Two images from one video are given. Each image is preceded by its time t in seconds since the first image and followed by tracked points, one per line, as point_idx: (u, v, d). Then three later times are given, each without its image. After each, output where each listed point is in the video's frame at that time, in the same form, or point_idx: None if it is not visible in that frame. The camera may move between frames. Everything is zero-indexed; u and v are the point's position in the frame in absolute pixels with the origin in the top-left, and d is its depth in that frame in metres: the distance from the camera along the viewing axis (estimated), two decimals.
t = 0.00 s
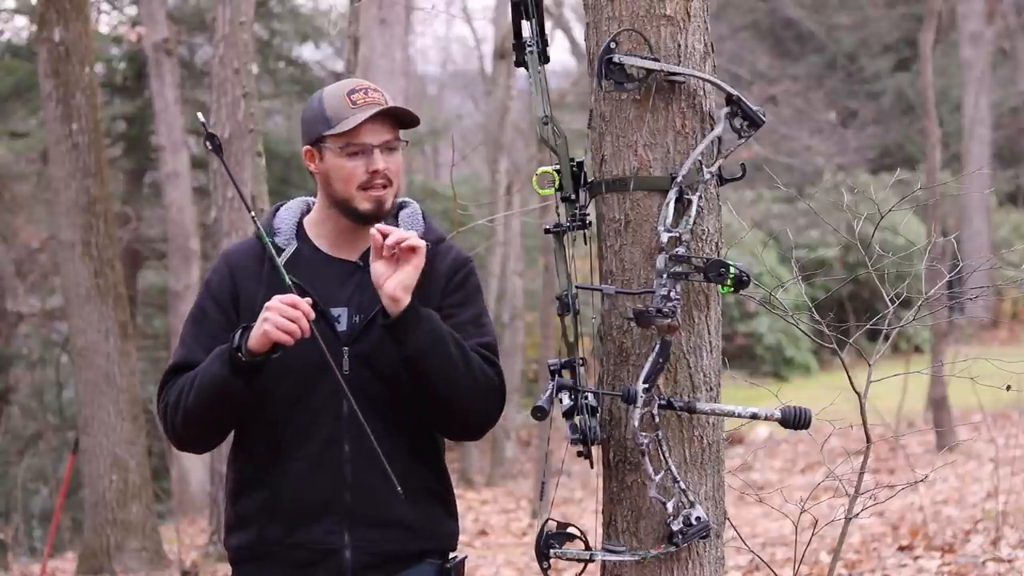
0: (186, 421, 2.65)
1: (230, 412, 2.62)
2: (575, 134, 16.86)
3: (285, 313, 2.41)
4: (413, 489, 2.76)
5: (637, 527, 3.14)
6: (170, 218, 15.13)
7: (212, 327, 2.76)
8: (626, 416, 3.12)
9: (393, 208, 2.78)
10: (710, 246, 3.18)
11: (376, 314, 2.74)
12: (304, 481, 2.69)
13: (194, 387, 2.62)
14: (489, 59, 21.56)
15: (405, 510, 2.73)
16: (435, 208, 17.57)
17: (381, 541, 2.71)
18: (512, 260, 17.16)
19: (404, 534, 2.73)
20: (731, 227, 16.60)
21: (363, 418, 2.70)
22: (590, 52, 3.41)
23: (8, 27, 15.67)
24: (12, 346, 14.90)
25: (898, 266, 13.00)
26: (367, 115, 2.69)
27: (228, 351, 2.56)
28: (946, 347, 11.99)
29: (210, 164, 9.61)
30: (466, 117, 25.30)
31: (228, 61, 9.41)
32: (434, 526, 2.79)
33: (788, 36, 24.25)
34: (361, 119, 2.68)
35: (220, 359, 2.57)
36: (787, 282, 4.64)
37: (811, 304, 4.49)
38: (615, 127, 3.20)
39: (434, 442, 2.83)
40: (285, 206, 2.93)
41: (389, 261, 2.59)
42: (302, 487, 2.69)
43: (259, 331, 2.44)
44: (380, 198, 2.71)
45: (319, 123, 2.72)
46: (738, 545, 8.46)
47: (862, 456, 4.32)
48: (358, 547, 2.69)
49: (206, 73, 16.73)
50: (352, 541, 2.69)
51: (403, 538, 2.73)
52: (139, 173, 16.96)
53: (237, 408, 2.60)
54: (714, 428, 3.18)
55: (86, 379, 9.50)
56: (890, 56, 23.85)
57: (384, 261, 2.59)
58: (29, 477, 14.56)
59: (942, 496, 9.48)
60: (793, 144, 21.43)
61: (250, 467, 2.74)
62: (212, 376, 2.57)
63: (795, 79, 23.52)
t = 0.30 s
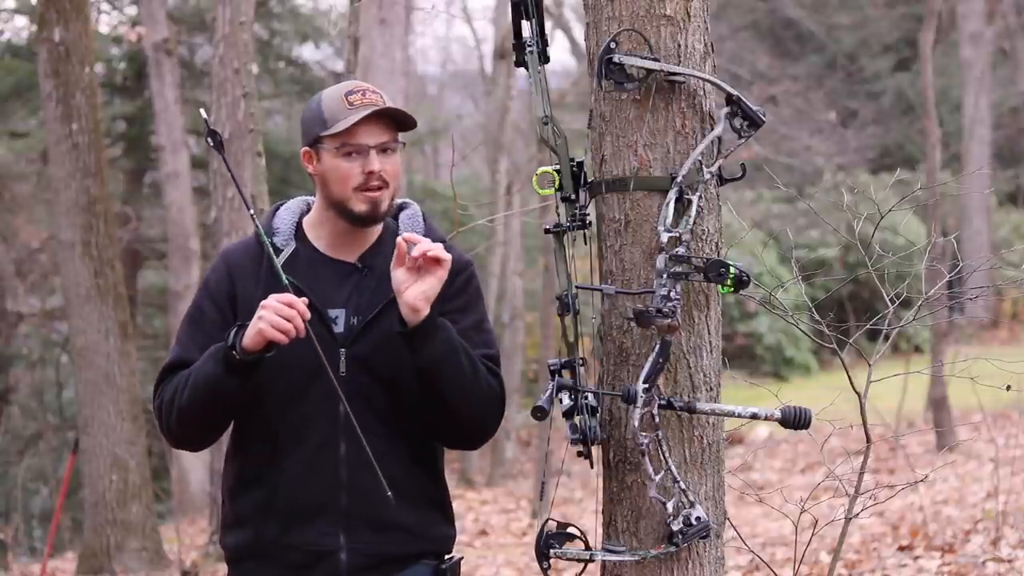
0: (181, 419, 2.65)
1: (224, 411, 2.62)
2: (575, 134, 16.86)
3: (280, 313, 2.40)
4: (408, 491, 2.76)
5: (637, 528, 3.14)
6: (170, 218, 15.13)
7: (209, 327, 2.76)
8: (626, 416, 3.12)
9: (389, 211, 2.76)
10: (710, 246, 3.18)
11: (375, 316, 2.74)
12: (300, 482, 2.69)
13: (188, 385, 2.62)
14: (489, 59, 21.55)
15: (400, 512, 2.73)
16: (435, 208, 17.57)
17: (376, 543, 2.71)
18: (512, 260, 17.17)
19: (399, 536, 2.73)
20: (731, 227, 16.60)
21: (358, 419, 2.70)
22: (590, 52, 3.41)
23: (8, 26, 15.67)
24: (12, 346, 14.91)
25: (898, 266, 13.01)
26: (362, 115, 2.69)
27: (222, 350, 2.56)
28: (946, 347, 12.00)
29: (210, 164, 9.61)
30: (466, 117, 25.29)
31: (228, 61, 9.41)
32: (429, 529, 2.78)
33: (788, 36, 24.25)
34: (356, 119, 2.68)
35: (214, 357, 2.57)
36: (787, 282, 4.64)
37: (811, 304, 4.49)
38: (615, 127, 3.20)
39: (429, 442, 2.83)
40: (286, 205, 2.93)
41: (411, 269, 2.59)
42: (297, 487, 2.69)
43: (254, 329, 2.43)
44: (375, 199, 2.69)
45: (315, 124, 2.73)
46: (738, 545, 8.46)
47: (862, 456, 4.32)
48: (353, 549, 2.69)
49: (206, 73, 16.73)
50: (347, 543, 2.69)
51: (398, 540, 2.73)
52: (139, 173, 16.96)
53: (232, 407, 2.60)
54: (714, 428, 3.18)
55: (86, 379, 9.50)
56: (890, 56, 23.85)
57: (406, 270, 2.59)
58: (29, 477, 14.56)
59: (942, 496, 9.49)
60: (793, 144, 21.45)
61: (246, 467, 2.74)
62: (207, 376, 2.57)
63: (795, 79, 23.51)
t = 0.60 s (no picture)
0: (180, 426, 2.66)
1: (223, 419, 2.62)
2: (575, 134, 16.86)
3: (275, 333, 2.40)
4: (408, 492, 2.76)
5: (637, 527, 3.14)
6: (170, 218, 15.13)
7: (207, 328, 2.77)
8: (626, 417, 3.12)
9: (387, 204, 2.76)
10: (710, 246, 3.18)
11: (374, 317, 2.73)
12: (298, 484, 2.69)
13: (188, 397, 2.63)
14: (489, 60, 21.55)
15: (399, 512, 2.73)
16: (435, 208, 17.58)
17: (376, 543, 2.71)
18: (512, 260, 17.17)
19: (398, 536, 2.73)
20: (731, 227, 16.59)
21: (357, 420, 2.70)
22: (590, 52, 3.41)
23: (8, 27, 15.67)
24: (12, 346, 14.92)
25: (898, 266, 13.01)
26: (364, 105, 2.71)
27: (220, 365, 2.56)
28: (946, 347, 12.01)
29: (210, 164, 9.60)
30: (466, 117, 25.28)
31: (228, 61, 9.40)
32: (428, 530, 2.78)
33: (788, 36, 24.24)
34: (357, 108, 2.70)
35: (212, 372, 2.57)
36: (787, 282, 4.64)
37: (811, 304, 4.49)
38: (615, 127, 3.20)
39: (428, 445, 2.83)
40: (285, 205, 2.92)
41: (395, 278, 2.57)
42: (296, 489, 2.69)
43: (250, 348, 2.43)
44: (373, 189, 2.69)
45: (317, 113, 2.74)
46: (738, 545, 8.46)
47: (862, 456, 4.32)
48: (352, 549, 2.69)
49: (206, 73, 16.72)
50: (346, 543, 2.69)
51: (397, 540, 2.73)
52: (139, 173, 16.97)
53: (232, 412, 2.60)
54: (714, 428, 3.18)
55: (86, 379, 9.50)
56: (890, 56, 23.84)
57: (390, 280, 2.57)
58: (29, 477, 14.56)
59: (942, 496, 9.49)
60: (793, 144, 21.47)
61: (245, 469, 2.74)
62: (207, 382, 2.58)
63: (796, 79, 23.50)
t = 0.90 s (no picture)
0: (183, 432, 2.67)
1: (226, 424, 2.62)
2: (575, 134, 16.86)
3: (278, 347, 2.41)
4: (408, 493, 2.76)
5: (637, 527, 3.14)
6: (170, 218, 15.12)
7: (206, 331, 2.77)
8: (626, 417, 3.12)
9: (382, 199, 2.75)
10: (710, 245, 3.17)
11: (374, 318, 2.74)
12: (299, 485, 2.69)
13: (190, 406, 2.64)
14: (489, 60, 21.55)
15: (399, 513, 2.73)
16: (435, 208, 17.58)
17: (376, 544, 2.71)
18: (512, 260, 17.17)
19: (398, 537, 2.73)
20: (731, 227, 16.58)
21: (358, 421, 2.70)
22: (590, 52, 3.41)
23: (8, 27, 15.66)
24: (12, 346, 14.93)
25: (898, 266, 13.02)
26: (358, 99, 2.70)
27: (223, 376, 2.58)
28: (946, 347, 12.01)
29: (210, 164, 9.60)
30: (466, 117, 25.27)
31: (228, 61, 9.40)
32: (429, 531, 2.78)
33: (788, 36, 24.24)
34: (351, 102, 2.70)
35: (214, 383, 2.59)
36: (787, 282, 4.63)
37: (811, 304, 4.48)
38: (615, 127, 3.20)
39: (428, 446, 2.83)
40: (281, 207, 2.92)
41: (404, 332, 2.57)
42: (297, 490, 2.69)
43: (252, 363, 2.44)
44: (367, 183, 2.69)
45: (313, 108, 2.75)
46: (738, 545, 8.46)
47: (862, 456, 4.32)
48: (353, 550, 2.69)
49: (206, 73, 16.71)
50: (347, 544, 2.69)
51: (398, 540, 2.73)
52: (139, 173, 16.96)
53: (235, 417, 2.60)
54: (714, 428, 3.18)
55: (86, 379, 9.50)
56: (890, 56, 23.84)
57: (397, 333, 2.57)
58: (29, 477, 14.56)
59: (942, 496, 9.49)
60: (794, 145, 21.48)
61: (246, 470, 2.74)
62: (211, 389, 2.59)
63: (795, 79, 23.49)
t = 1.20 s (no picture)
0: (186, 439, 2.66)
1: (231, 428, 2.61)
2: (575, 134, 16.87)
3: (287, 379, 2.43)
4: (412, 492, 2.76)
5: (637, 527, 3.14)
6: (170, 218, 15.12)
7: (208, 331, 2.75)
8: (627, 417, 3.12)
9: (379, 194, 2.75)
10: (710, 245, 3.18)
11: (378, 318, 2.74)
12: (305, 486, 2.69)
13: (192, 416, 2.65)
14: (489, 60, 21.55)
15: (405, 513, 2.74)
16: (435, 208, 17.59)
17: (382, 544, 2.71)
18: (512, 261, 17.17)
19: (404, 537, 2.74)
20: (731, 227, 16.58)
21: (362, 421, 2.70)
22: (590, 52, 3.41)
23: (8, 27, 15.66)
24: (11, 346, 14.96)
25: (898, 266, 13.02)
26: (349, 91, 2.74)
27: (228, 394, 2.58)
28: (946, 348, 12.02)
29: (210, 165, 9.60)
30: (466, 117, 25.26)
31: (228, 61, 9.40)
32: (433, 530, 2.79)
33: (788, 36, 24.24)
34: (342, 93, 2.73)
35: (219, 398, 2.60)
36: (787, 282, 4.63)
37: (811, 304, 4.48)
38: (615, 127, 3.20)
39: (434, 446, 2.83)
40: (283, 207, 2.91)
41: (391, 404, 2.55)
42: (302, 490, 2.69)
43: (260, 391, 2.47)
44: (360, 174, 2.70)
45: (309, 106, 2.79)
46: (739, 545, 8.47)
47: (862, 456, 4.32)
48: (359, 550, 2.69)
49: (206, 73, 16.70)
50: (353, 545, 2.69)
51: (403, 541, 2.73)
52: (139, 173, 16.96)
53: (242, 421, 2.60)
54: (714, 428, 3.19)
55: (86, 379, 9.50)
56: (890, 57, 23.85)
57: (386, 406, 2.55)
58: (29, 477, 14.56)
59: (942, 496, 9.49)
60: (793, 145, 21.48)
61: (250, 472, 2.74)
62: (220, 394, 2.60)
63: (796, 79, 23.49)
